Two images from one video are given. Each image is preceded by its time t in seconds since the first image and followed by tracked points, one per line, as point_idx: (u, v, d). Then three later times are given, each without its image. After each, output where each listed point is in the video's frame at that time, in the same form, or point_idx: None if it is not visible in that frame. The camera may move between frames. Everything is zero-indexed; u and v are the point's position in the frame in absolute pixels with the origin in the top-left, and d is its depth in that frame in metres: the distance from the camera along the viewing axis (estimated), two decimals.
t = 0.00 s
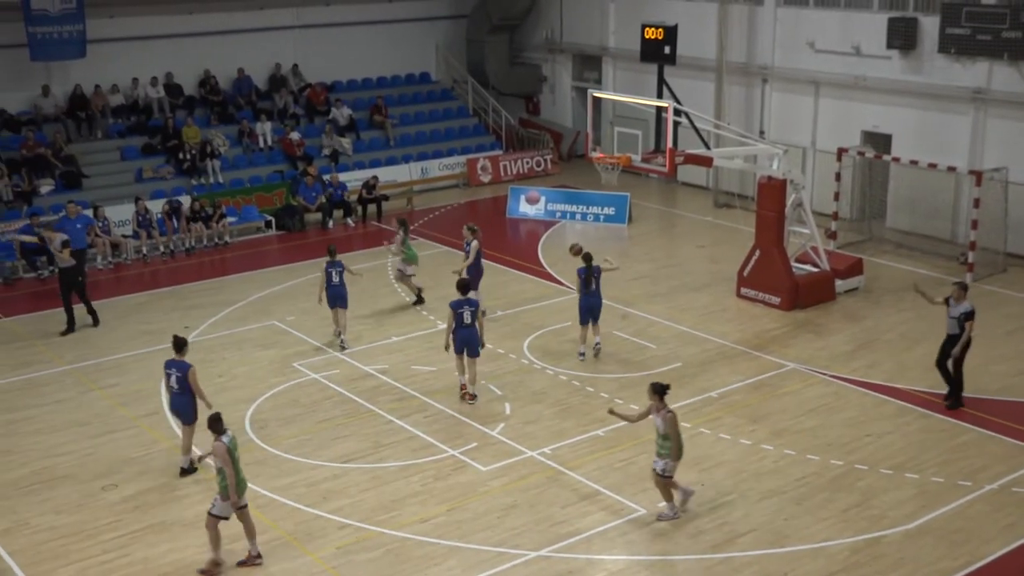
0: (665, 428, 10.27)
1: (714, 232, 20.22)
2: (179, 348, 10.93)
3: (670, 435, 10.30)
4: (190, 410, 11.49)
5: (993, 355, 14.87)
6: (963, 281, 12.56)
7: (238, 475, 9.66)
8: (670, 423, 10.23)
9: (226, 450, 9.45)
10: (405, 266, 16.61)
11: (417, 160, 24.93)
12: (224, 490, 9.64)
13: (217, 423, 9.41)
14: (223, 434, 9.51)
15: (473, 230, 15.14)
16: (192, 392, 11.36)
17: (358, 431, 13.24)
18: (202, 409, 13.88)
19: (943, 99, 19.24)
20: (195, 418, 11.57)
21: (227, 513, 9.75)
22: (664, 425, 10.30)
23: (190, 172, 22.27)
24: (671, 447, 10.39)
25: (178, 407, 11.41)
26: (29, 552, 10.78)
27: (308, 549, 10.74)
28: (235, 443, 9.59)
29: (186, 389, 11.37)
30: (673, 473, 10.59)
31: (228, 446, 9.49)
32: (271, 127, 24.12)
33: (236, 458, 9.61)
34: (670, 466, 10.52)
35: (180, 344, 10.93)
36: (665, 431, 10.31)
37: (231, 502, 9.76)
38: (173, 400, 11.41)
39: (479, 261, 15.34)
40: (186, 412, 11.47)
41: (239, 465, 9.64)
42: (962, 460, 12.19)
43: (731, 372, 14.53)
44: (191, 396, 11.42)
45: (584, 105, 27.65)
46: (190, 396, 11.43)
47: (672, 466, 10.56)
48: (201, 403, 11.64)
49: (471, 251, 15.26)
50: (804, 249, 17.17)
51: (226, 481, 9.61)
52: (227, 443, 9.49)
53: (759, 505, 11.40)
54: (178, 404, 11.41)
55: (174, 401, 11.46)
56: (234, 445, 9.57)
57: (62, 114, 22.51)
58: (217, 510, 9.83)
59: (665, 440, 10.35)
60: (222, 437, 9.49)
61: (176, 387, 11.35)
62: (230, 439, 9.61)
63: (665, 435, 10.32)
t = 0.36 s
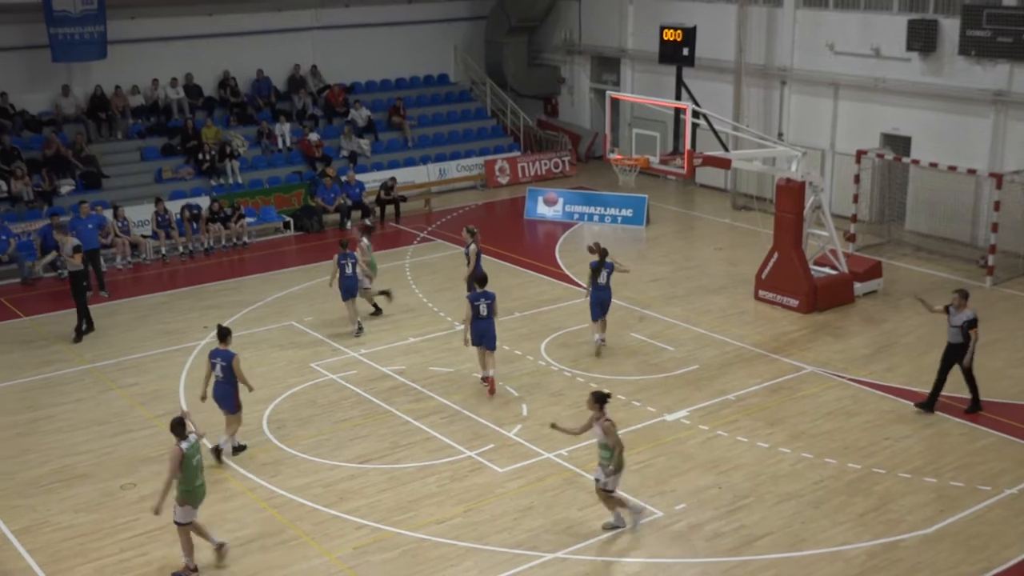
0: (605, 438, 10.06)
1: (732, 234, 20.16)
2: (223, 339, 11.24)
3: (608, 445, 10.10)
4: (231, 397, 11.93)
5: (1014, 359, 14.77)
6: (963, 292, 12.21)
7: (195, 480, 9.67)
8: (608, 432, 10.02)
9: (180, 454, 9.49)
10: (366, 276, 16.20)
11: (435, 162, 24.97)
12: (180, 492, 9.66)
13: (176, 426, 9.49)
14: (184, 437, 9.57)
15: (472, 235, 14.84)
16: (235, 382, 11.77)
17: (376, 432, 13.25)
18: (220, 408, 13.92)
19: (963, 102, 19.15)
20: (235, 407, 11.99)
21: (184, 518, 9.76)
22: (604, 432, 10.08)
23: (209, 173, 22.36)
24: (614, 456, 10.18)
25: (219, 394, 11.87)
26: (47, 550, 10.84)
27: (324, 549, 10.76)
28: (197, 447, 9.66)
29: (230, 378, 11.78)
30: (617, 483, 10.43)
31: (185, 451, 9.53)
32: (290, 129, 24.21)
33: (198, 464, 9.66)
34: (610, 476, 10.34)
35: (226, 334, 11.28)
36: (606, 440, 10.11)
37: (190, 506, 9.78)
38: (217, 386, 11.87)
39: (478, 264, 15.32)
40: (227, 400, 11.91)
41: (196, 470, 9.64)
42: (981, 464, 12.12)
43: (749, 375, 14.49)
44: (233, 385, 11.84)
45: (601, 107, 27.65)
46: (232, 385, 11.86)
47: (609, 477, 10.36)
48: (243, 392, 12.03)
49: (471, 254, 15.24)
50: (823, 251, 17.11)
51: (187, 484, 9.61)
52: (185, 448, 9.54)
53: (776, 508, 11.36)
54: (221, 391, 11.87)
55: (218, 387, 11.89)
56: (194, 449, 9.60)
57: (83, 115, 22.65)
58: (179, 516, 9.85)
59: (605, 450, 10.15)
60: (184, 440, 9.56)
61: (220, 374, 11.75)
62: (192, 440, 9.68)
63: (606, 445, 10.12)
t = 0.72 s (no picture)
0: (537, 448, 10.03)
1: (751, 237, 20.10)
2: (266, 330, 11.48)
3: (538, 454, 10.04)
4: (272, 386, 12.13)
5: None
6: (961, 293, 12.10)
7: (158, 480, 9.74)
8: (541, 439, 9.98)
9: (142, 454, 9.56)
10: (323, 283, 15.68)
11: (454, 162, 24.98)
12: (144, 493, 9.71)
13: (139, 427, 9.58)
14: (150, 437, 9.66)
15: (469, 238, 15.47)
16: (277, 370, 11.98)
17: (394, 432, 13.27)
18: (239, 408, 13.96)
19: (985, 104, 19.04)
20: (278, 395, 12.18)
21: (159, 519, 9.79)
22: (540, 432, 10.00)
23: (229, 173, 22.44)
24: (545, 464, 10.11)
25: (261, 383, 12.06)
26: (68, 547, 10.89)
27: (342, 549, 10.77)
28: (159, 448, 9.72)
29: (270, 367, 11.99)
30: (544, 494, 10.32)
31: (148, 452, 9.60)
32: (310, 129, 24.27)
33: (160, 465, 9.71)
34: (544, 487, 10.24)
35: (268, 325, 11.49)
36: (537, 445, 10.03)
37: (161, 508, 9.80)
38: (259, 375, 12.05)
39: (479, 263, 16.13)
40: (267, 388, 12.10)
41: (161, 470, 9.71)
42: (1002, 469, 12.04)
43: (768, 378, 14.45)
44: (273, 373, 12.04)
45: (621, 108, 27.62)
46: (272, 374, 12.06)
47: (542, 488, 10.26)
48: (284, 380, 12.26)
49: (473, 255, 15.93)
50: (843, 254, 17.02)
51: (149, 485, 9.67)
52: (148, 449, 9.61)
53: (794, 511, 11.31)
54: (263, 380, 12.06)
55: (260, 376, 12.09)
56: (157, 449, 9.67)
57: (104, 115, 22.76)
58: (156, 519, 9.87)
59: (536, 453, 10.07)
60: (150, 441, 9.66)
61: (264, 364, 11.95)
62: (158, 441, 9.76)
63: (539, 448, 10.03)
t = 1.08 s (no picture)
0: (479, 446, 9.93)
1: (782, 238, 19.99)
2: (319, 315, 11.86)
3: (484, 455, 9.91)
4: (331, 371, 12.40)
5: None
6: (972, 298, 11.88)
7: (137, 469, 9.84)
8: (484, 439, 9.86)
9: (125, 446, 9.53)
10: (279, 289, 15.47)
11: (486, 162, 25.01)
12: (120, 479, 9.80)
13: (121, 419, 9.48)
14: (128, 428, 9.55)
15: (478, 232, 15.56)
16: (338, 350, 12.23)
17: (424, 430, 13.29)
18: (271, 405, 14.03)
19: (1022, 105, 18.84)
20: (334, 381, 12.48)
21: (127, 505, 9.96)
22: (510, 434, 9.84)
23: (262, 172, 22.56)
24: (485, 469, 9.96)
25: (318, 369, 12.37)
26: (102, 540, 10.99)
27: (372, 546, 10.80)
28: (141, 437, 9.72)
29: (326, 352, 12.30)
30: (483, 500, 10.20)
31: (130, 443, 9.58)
32: (342, 128, 24.37)
33: (141, 452, 9.80)
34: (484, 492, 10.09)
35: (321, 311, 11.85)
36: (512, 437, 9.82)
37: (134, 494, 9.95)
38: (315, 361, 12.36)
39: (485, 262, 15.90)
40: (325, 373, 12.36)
41: (141, 459, 9.82)
42: None
43: (800, 380, 14.36)
44: (331, 358, 12.31)
45: (653, 109, 27.55)
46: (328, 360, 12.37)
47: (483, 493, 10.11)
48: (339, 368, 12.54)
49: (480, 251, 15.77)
50: (876, 256, 16.91)
51: (129, 474, 9.78)
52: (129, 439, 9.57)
53: (826, 514, 11.25)
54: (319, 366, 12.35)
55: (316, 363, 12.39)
56: (139, 439, 9.69)
57: (139, 113, 22.95)
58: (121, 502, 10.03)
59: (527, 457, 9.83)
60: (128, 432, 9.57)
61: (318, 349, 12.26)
62: (137, 431, 9.70)
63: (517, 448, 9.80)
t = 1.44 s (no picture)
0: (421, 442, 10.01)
1: (818, 239, 19.87)
2: (370, 303, 12.07)
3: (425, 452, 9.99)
4: (381, 358, 12.59)
5: None
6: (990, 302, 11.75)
7: (118, 456, 10.05)
8: (422, 439, 9.91)
9: (108, 432, 9.83)
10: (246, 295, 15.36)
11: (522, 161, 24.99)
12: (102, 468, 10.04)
13: (104, 406, 9.83)
14: (112, 414, 9.93)
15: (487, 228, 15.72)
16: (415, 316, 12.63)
17: (458, 428, 13.32)
18: (306, 401, 14.11)
19: None
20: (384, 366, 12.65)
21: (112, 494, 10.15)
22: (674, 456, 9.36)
23: (299, 168, 22.67)
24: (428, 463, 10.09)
25: (368, 356, 12.55)
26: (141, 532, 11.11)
27: (406, 542, 10.85)
28: (121, 425, 10.04)
29: (377, 338, 12.48)
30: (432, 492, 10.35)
31: (111, 430, 9.88)
32: (379, 126, 24.46)
33: (123, 440, 10.06)
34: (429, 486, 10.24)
35: (371, 298, 12.05)
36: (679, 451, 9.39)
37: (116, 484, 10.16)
38: (365, 348, 12.54)
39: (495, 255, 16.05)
40: (375, 360, 12.55)
41: (122, 447, 10.05)
42: None
43: (835, 381, 14.27)
44: (381, 344, 12.52)
45: (690, 107, 27.46)
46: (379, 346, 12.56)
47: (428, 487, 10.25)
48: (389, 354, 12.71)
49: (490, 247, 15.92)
50: (914, 257, 16.80)
51: (111, 461, 9.99)
52: (111, 427, 9.89)
53: (861, 517, 11.17)
54: (369, 353, 12.54)
55: (366, 350, 12.58)
56: (120, 427, 9.99)
57: (178, 110, 23.13)
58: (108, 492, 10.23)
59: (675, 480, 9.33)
60: (109, 419, 9.92)
61: (368, 336, 12.45)
62: (119, 418, 10.05)
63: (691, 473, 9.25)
